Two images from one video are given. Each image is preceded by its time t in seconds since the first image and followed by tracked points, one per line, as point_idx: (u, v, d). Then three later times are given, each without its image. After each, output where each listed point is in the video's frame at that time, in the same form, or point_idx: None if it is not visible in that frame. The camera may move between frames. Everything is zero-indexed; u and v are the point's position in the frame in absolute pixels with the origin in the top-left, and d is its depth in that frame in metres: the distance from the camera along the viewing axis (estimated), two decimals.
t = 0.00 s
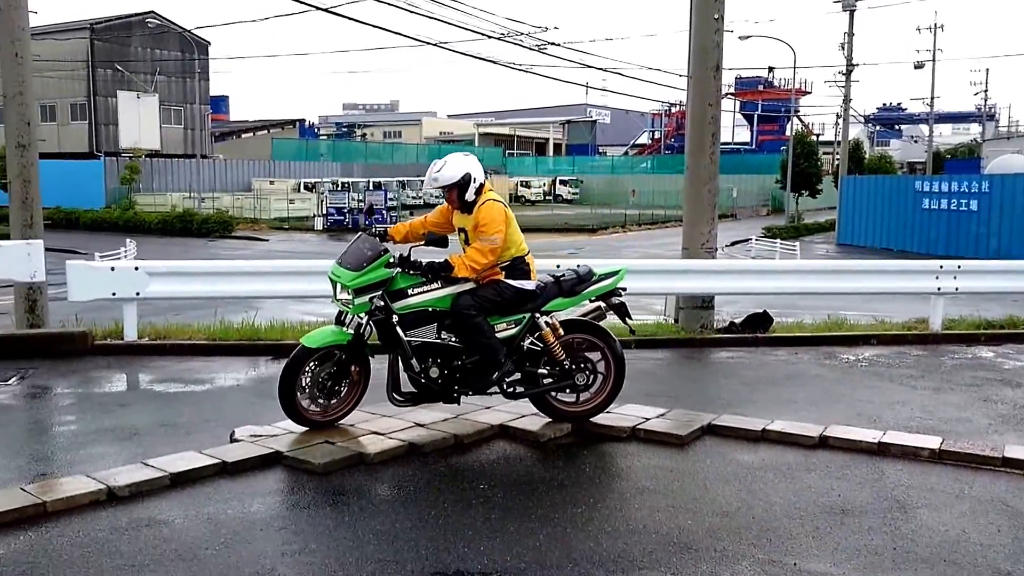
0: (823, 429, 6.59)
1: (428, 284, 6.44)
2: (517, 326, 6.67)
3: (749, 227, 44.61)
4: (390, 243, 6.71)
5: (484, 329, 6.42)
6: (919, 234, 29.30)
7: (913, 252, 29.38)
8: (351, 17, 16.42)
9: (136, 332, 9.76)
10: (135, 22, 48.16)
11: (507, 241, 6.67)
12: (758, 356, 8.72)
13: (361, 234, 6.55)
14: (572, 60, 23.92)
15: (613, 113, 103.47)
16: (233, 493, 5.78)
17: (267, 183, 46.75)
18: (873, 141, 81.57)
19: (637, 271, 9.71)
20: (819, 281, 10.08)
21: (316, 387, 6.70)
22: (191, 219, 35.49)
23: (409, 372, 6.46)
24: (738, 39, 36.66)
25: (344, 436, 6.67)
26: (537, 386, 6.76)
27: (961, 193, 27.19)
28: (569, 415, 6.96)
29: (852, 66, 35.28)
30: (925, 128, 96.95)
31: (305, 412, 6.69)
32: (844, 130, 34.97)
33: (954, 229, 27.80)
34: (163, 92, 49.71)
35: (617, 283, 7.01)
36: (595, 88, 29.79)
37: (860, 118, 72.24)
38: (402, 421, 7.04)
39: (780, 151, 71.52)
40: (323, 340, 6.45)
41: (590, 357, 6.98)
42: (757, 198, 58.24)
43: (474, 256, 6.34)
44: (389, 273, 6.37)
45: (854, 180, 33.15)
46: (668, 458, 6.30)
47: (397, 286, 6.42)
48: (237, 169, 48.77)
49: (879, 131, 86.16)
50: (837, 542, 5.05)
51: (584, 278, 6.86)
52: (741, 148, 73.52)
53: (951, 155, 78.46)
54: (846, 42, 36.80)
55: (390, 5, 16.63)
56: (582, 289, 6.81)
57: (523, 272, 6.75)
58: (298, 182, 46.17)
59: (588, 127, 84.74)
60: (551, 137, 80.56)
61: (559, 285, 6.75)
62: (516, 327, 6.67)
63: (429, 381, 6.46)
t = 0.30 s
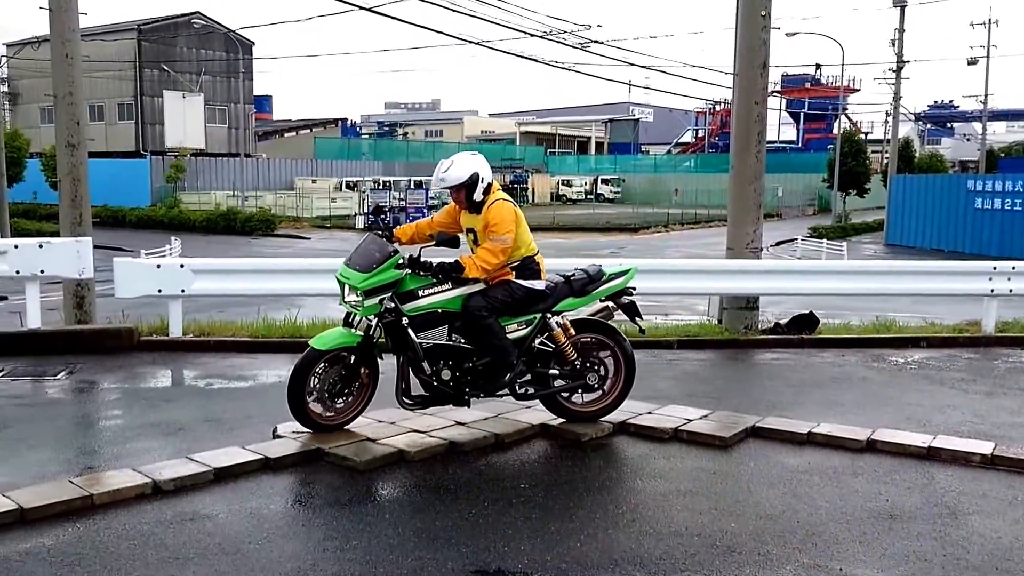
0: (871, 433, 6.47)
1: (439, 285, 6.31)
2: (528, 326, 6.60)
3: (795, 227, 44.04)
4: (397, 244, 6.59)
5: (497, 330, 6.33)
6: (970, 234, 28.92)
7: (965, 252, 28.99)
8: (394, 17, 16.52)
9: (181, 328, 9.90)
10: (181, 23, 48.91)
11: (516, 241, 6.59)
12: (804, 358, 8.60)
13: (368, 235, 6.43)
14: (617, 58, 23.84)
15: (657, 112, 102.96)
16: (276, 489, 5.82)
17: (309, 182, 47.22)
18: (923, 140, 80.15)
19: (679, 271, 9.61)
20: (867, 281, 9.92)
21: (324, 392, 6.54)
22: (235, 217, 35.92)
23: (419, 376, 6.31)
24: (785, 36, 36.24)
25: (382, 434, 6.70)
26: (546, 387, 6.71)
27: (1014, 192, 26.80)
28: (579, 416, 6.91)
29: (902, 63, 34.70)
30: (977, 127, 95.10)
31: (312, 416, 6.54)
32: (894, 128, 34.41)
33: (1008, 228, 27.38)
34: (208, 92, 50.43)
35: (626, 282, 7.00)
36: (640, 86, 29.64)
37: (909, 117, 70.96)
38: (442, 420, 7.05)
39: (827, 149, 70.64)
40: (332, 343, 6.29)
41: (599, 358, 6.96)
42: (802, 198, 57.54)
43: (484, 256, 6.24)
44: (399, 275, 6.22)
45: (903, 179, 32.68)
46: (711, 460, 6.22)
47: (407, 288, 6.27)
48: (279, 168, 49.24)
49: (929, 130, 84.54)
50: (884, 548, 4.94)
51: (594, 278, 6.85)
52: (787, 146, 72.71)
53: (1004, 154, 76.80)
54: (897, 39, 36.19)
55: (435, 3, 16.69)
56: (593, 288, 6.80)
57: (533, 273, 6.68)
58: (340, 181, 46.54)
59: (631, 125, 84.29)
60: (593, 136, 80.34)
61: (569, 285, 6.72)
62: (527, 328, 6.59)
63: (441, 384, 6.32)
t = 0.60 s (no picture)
0: (919, 436, 6.36)
1: (454, 283, 6.26)
2: (542, 325, 6.56)
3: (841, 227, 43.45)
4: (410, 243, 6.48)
5: (512, 328, 6.30)
6: None
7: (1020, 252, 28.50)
8: (438, 16, 16.55)
9: (224, 325, 10.00)
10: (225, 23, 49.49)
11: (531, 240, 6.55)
12: (850, 360, 8.47)
13: (382, 231, 6.32)
14: (659, 57, 23.74)
15: (700, 110, 102.37)
16: (319, 485, 5.86)
17: (350, 179, 47.55)
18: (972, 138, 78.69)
19: (722, 270, 9.51)
20: (915, 282, 9.74)
21: (336, 391, 6.49)
22: (277, 215, 36.27)
23: (434, 375, 6.24)
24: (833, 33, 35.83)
25: (421, 431, 6.72)
26: (560, 387, 6.63)
27: None
28: (592, 416, 6.87)
29: (953, 60, 34.14)
30: None
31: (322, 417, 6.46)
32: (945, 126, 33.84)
33: None
34: (251, 91, 51.01)
35: (641, 281, 6.95)
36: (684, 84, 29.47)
37: (958, 114, 69.57)
38: (482, 418, 7.06)
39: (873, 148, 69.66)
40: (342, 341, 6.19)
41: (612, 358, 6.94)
42: (848, 198, 56.72)
43: (501, 253, 6.18)
44: (413, 271, 6.13)
45: (952, 179, 32.22)
46: (755, 462, 6.15)
47: (421, 286, 6.20)
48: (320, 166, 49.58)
49: (979, 128, 82.75)
50: (932, 553, 4.85)
51: (608, 276, 6.86)
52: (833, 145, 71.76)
53: None
54: (948, 35, 35.59)
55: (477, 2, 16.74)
56: (606, 288, 6.81)
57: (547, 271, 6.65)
58: (380, 180, 46.82)
59: (673, 122, 83.60)
60: (634, 135, 80.07)
61: (584, 283, 6.73)
62: (541, 326, 6.56)
63: (456, 382, 6.25)
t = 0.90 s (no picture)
0: (968, 440, 6.24)
1: (470, 284, 6.18)
2: (560, 326, 6.48)
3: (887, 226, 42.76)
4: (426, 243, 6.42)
5: (529, 330, 6.24)
6: None
7: None
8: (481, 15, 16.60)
9: (265, 321, 10.11)
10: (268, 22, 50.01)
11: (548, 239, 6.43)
12: (896, 361, 8.34)
13: (396, 231, 6.26)
14: (704, 54, 23.55)
15: (742, 108, 101.49)
16: (358, 482, 5.88)
17: (389, 177, 47.81)
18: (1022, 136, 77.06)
19: (765, 270, 9.41)
20: (964, 283, 9.56)
21: (351, 393, 6.42)
22: (317, 212, 36.59)
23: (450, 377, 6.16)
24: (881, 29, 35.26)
25: (461, 429, 6.74)
26: (576, 389, 6.58)
27: None
28: (608, 416, 6.82)
29: (1006, 56, 33.44)
30: None
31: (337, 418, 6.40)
32: (997, 123, 33.16)
33: None
34: (293, 89, 51.49)
35: (658, 282, 6.87)
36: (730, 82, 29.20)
37: (1008, 112, 68.13)
38: (522, 416, 7.05)
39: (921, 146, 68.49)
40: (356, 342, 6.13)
41: (628, 358, 6.87)
42: (895, 197, 55.79)
43: (517, 252, 6.07)
44: (427, 272, 6.06)
45: (1003, 176, 31.65)
46: (797, 464, 6.07)
47: (436, 288, 6.13)
48: (360, 164, 49.57)
49: None
50: (982, 560, 4.75)
51: (625, 276, 6.77)
52: (880, 143, 70.66)
53: None
54: (1000, 31, 34.89)
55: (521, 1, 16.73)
56: (624, 288, 6.72)
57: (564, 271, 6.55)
58: (419, 177, 47.02)
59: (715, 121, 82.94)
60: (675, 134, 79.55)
61: (601, 284, 6.64)
62: (558, 328, 6.48)
63: (473, 385, 6.19)
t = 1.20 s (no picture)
0: (1015, 445, 6.13)
1: (498, 282, 6.16)
2: (586, 326, 6.47)
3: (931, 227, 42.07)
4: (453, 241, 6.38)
5: (556, 329, 6.22)
6: None
7: None
8: (523, 13, 16.60)
9: (303, 317, 10.20)
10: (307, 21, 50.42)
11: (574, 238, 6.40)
12: (941, 364, 8.22)
13: (422, 228, 6.21)
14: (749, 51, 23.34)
15: (783, 106, 100.57)
16: (396, 478, 5.91)
17: (426, 175, 48.02)
18: None
19: (805, 270, 9.32)
20: (1012, 284, 9.39)
21: (376, 391, 6.38)
22: (354, 210, 36.87)
23: (476, 376, 6.15)
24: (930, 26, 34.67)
25: (498, 427, 6.75)
26: (602, 389, 6.55)
27: None
28: (633, 418, 6.78)
29: None
30: None
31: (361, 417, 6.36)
32: None
33: None
34: (332, 87, 51.87)
35: (686, 281, 6.89)
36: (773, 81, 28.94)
37: None
38: (558, 415, 7.04)
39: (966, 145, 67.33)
40: (382, 341, 6.11)
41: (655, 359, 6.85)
42: (939, 196, 54.93)
43: (544, 253, 6.06)
44: (455, 271, 6.03)
45: None
46: (838, 467, 6.01)
47: (464, 286, 6.10)
48: (398, 162, 49.62)
49: None
50: None
51: (653, 276, 6.76)
52: (925, 142, 69.51)
53: None
54: None
55: None
56: (652, 288, 6.72)
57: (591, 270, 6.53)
58: (456, 176, 47.17)
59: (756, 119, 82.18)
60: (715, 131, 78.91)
61: (629, 283, 6.64)
62: (585, 326, 6.45)
63: (499, 384, 6.17)
